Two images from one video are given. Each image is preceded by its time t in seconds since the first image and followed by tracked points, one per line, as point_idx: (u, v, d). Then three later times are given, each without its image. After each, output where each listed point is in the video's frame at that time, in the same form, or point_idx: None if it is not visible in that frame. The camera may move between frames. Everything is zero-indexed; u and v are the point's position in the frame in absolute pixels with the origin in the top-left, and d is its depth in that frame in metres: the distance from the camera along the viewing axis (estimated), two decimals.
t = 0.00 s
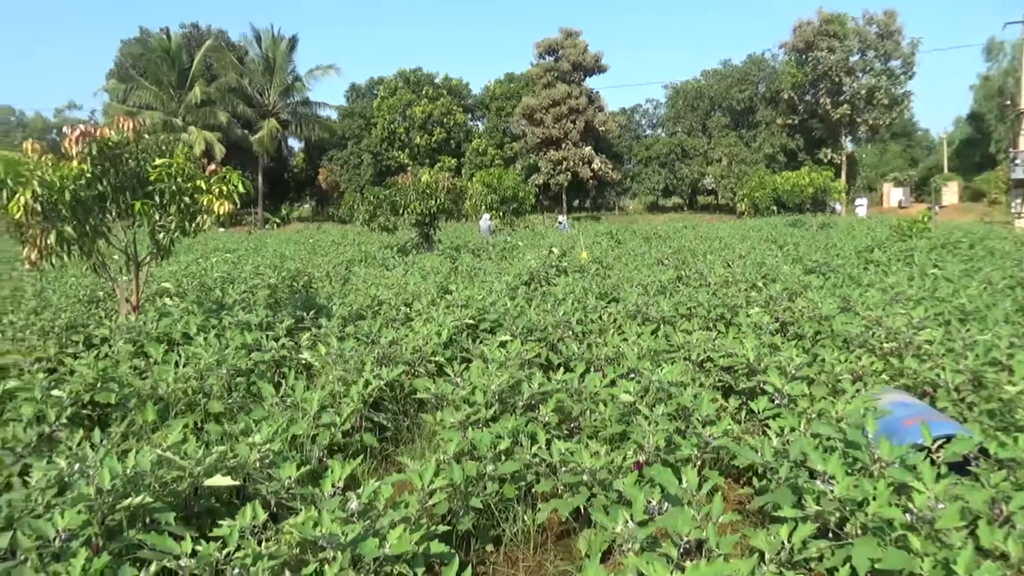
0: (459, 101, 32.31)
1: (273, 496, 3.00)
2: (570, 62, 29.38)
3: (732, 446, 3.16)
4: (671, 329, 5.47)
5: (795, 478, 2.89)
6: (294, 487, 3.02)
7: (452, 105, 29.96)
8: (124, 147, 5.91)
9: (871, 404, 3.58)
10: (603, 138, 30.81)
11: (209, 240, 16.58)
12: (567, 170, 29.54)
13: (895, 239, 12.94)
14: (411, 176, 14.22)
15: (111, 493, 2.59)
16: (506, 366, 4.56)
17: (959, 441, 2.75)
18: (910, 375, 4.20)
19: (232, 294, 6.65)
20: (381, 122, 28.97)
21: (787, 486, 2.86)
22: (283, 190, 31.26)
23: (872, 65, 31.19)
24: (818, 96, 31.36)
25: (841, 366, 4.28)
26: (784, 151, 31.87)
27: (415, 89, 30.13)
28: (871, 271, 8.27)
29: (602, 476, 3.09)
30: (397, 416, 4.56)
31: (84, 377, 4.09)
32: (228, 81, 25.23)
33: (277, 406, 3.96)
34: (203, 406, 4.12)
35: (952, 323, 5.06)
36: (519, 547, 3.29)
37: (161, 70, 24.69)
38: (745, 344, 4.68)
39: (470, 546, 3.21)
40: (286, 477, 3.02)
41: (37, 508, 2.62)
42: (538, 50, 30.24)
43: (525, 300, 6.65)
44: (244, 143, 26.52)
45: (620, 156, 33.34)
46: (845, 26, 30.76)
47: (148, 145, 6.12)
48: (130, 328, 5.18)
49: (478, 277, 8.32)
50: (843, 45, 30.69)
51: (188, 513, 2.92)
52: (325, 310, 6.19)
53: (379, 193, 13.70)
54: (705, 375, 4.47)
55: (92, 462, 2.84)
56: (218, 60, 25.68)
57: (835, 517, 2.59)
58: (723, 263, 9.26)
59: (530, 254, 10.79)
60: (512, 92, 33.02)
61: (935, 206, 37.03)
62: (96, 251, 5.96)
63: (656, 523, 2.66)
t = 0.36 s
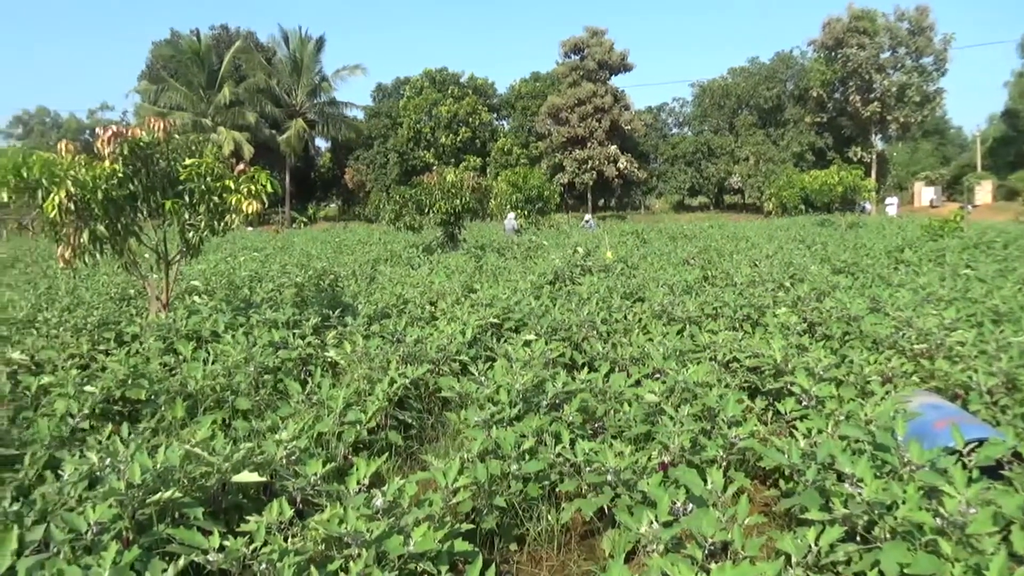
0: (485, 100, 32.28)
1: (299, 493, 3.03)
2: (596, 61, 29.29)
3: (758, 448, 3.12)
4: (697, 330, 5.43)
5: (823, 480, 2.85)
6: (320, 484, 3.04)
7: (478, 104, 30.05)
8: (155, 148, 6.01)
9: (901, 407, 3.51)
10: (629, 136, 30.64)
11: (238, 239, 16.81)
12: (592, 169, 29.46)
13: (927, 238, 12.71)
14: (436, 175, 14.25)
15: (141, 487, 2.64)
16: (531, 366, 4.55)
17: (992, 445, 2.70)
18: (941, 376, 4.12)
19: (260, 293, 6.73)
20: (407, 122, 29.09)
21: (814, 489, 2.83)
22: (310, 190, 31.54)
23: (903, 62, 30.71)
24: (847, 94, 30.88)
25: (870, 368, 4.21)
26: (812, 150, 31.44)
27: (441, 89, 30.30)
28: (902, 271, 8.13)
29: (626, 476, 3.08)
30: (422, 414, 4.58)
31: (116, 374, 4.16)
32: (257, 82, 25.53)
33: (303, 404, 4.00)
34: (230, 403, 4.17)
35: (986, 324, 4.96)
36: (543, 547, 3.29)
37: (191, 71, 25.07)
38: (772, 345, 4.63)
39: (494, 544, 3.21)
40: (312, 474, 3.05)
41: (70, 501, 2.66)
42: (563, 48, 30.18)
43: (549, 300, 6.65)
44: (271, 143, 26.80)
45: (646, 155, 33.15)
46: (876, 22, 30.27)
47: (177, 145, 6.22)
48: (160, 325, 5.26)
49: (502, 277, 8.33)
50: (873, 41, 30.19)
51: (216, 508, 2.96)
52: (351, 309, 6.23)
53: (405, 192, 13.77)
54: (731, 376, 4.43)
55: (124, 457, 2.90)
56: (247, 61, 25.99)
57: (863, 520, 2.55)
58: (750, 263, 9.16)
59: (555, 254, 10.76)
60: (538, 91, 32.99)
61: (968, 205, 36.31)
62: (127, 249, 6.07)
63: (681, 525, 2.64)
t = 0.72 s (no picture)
0: (504, 100, 32.34)
1: (319, 490, 3.05)
2: (616, 59, 29.21)
3: (779, 449, 3.10)
4: (717, 329, 5.39)
5: (845, 482, 2.82)
6: (340, 482, 3.06)
7: (497, 104, 30.11)
8: (178, 148, 6.10)
9: (925, 408, 3.46)
10: (649, 135, 30.47)
11: (260, 239, 16.93)
12: (611, 168, 29.38)
13: (952, 238, 12.52)
14: (456, 174, 14.27)
15: (165, 483, 2.67)
16: (550, 365, 4.55)
17: (1019, 448, 2.65)
18: (965, 378, 4.06)
19: (280, 292, 6.79)
20: (426, 121, 29.16)
21: (836, 491, 2.80)
22: (330, 189, 31.72)
23: (928, 59, 30.29)
24: (871, 92, 30.47)
25: (893, 368, 4.16)
26: (835, 148, 31.09)
27: (460, 88, 30.62)
28: (927, 271, 8.00)
29: (645, 476, 3.08)
30: (441, 412, 4.60)
31: (139, 372, 4.21)
32: (278, 82, 25.72)
33: (323, 402, 4.03)
34: (252, 401, 4.21)
35: (1013, 325, 4.87)
36: (562, 546, 3.29)
37: (214, 72, 25.34)
38: (793, 345, 4.59)
39: (513, 543, 3.22)
40: (332, 471, 3.07)
41: (95, 496, 2.71)
42: (583, 47, 30.12)
43: (568, 300, 6.64)
44: (293, 143, 26.99)
45: (665, 154, 32.97)
46: (900, 18, 29.89)
47: (200, 145, 6.29)
48: (183, 323, 5.33)
49: (521, 276, 8.33)
50: (897, 38, 29.77)
51: (239, 504, 2.99)
52: (371, 307, 6.27)
53: (424, 192, 13.80)
54: (752, 376, 4.39)
55: (148, 453, 2.94)
56: (269, 61, 26.20)
57: (885, 523, 2.53)
58: (771, 262, 9.07)
59: (574, 253, 10.73)
60: (557, 90, 32.94)
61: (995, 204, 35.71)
62: (151, 248, 6.15)
63: (700, 526, 2.62)
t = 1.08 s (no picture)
0: (520, 99, 32.34)
1: (336, 488, 3.07)
2: (632, 58, 29.13)
3: (797, 449, 3.08)
4: (734, 329, 5.36)
5: (863, 484, 2.80)
6: (356, 480, 3.07)
7: (514, 103, 30.16)
8: (197, 147, 6.15)
9: (946, 409, 3.42)
10: (666, 134, 30.32)
11: (277, 238, 17.02)
12: (628, 167, 29.25)
13: (974, 237, 12.35)
14: (472, 174, 14.26)
15: (184, 480, 2.70)
16: (566, 365, 4.54)
17: None
18: (988, 379, 4.01)
19: (298, 291, 6.83)
20: (443, 120, 29.21)
21: (854, 492, 2.77)
22: (347, 189, 31.86)
23: (949, 56, 29.81)
24: (891, 89, 30.11)
25: (914, 369, 4.11)
26: (854, 146, 30.79)
27: (477, 88, 30.82)
28: (948, 271, 7.90)
29: (662, 477, 3.07)
30: (457, 411, 4.61)
31: (158, 369, 4.25)
32: (296, 82, 25.88)
33: (340, 400, 4.06)
34: (269, 399, 4.25)
35: None
36: (577, 546, 3.28)
37: (233, 73, 25.55)
38: (812, 345, 4.55)
39: (528, 542, 3.22)
40: (349, 469, 3.09)
41: (115, 492, 2.74)
42: (599, 46, 30.07)
43: (585, 299, 6.63)
44: (310, 143, 27.13)
45: (682, 153, 32.79)
46: (921, 15, 29.54)
47: (219, 145, 6.34)
48: (202, 322, 5.39)
49: (537, 275, 8.33)
50: (917, 35, 29.42)
51: (257, 501, 3.03)
52: (387, 306, 6.30)
53: (441, 191, 13.81)
54: (769, 376, 4.36)
55: (168, 450, 2.98)
56: (287, 61, 26.37)
57: (905, 525, 2.50)
58: (790, 262, 9.00)
59: (590, 253, 10.70)
60: (574, 89, 32.88)
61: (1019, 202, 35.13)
62: (170, 247, 6.22)
63: (717, 526, 2.61)
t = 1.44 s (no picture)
0: (537, 98, 32.32)
1: (353, 486, 3.09)
2: (650, 57, 29.04)
3: (816, 451, 3.05)
4: (752, 329, 5.33)
5: (883, 486, 2.77)
6: (373, 478, 3.09)
7: (531, 103, 30.17)
8: (217, 147, 6.20)
9: (967, 411, 3.37)
10: (684, 133, 30.18)
11: (295, 237, 17.11)
12: (646, 166, 29.13)
13: (997, 237, 12.17)
14: (488, 173, 14.27)
15: (202, 477, 2.73)
16: (582, 364, 4.53)
17: None
18: (1011, 382, 3.95)
19: (316, 289, 6.88)
20: (460, 120, 29.27)
21: (873, 495, 2.75)
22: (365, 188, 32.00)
23: (972, 53, 29.47)
24: (912, 88, 29.73)
25: (935, 370, 4.06)
26: (875, 145, 30.46)
27: (494, 87, 30.84)
28: (970, 271, 7.80)
29: (678, 477, 3.06)
30: (473, 411, 4.61)
31: (179, 367, 4.30)
32: (314, 82, 26.04)
33: (357, 399, 4.08)
34: (287, 398, 4.28)
35: None
36: (593, 546, 3.27)
37: (252, 73, 25.76)
38: (831, 346, 4.52)
39: (544, 542, 3.21)
40: (366, 468, 3.10)
41: (136, 488, 2.78)
42: (617, 44, 29.99)
43: (601, 298, 6.63)
44: (328, 142, 27.26)
45: (700, 152, 32.63)
46: (943, 12, 29.14)
47: (238, 145, 6.38)
48: (222, 321, 5.44)
49: (554, 275, 8.33)
50: (939, 33, 29.05)
51: (274, 498, 3.05)
52: (404, 305, 6.32)
53: (457, 190, 13.81)
54: (787, 377, 4.33)
55: (188, 447, 3.01)
56: (306, 61, 26.53)
57: (925, 528, 2.48)
58: (809, 262, 8.92)
59: (607, 252, 10.67)
60: (591, 88, 32.80)
61: None
62: (190, 246, 6.28)
63: (734, 528, 2.59)
